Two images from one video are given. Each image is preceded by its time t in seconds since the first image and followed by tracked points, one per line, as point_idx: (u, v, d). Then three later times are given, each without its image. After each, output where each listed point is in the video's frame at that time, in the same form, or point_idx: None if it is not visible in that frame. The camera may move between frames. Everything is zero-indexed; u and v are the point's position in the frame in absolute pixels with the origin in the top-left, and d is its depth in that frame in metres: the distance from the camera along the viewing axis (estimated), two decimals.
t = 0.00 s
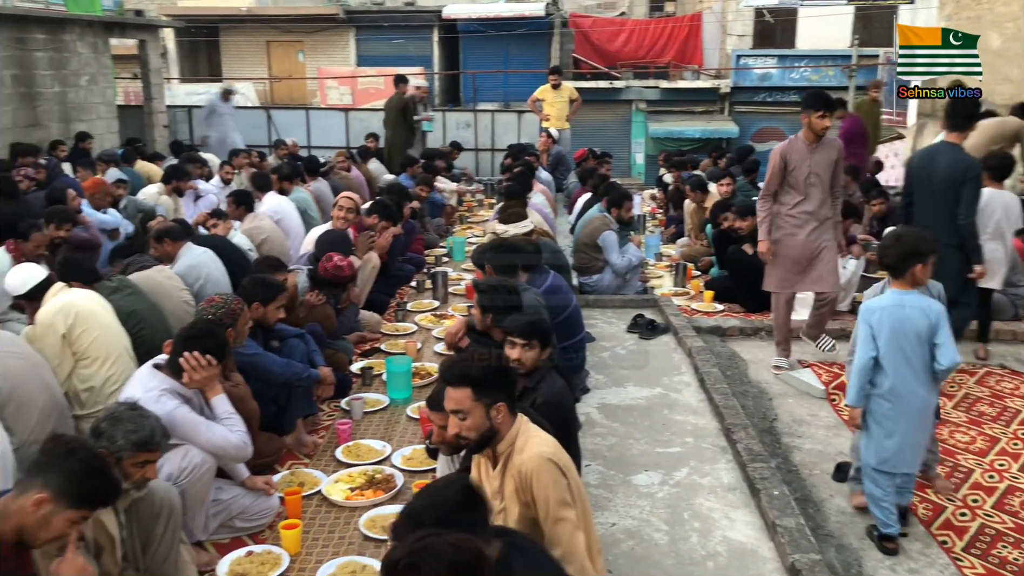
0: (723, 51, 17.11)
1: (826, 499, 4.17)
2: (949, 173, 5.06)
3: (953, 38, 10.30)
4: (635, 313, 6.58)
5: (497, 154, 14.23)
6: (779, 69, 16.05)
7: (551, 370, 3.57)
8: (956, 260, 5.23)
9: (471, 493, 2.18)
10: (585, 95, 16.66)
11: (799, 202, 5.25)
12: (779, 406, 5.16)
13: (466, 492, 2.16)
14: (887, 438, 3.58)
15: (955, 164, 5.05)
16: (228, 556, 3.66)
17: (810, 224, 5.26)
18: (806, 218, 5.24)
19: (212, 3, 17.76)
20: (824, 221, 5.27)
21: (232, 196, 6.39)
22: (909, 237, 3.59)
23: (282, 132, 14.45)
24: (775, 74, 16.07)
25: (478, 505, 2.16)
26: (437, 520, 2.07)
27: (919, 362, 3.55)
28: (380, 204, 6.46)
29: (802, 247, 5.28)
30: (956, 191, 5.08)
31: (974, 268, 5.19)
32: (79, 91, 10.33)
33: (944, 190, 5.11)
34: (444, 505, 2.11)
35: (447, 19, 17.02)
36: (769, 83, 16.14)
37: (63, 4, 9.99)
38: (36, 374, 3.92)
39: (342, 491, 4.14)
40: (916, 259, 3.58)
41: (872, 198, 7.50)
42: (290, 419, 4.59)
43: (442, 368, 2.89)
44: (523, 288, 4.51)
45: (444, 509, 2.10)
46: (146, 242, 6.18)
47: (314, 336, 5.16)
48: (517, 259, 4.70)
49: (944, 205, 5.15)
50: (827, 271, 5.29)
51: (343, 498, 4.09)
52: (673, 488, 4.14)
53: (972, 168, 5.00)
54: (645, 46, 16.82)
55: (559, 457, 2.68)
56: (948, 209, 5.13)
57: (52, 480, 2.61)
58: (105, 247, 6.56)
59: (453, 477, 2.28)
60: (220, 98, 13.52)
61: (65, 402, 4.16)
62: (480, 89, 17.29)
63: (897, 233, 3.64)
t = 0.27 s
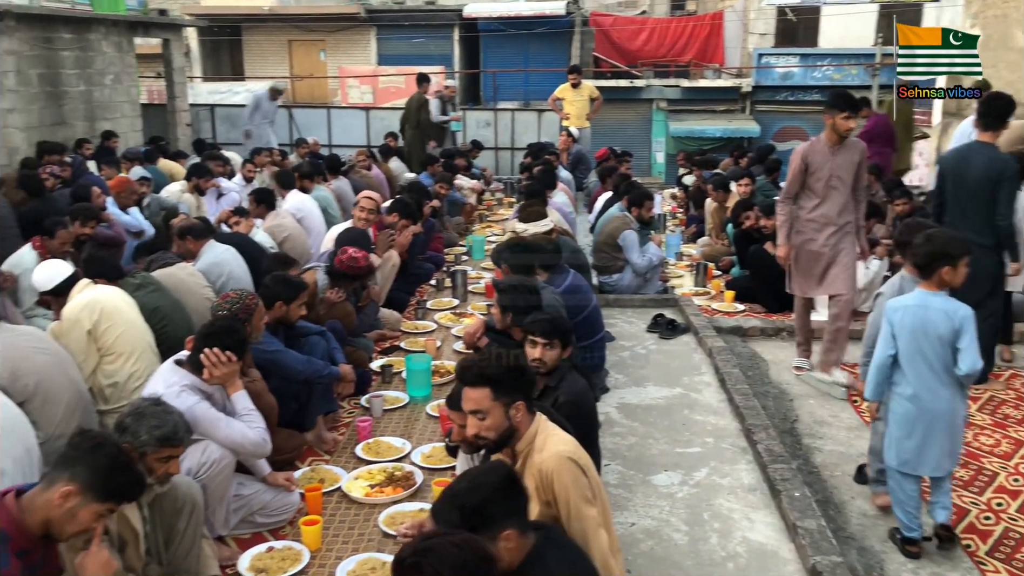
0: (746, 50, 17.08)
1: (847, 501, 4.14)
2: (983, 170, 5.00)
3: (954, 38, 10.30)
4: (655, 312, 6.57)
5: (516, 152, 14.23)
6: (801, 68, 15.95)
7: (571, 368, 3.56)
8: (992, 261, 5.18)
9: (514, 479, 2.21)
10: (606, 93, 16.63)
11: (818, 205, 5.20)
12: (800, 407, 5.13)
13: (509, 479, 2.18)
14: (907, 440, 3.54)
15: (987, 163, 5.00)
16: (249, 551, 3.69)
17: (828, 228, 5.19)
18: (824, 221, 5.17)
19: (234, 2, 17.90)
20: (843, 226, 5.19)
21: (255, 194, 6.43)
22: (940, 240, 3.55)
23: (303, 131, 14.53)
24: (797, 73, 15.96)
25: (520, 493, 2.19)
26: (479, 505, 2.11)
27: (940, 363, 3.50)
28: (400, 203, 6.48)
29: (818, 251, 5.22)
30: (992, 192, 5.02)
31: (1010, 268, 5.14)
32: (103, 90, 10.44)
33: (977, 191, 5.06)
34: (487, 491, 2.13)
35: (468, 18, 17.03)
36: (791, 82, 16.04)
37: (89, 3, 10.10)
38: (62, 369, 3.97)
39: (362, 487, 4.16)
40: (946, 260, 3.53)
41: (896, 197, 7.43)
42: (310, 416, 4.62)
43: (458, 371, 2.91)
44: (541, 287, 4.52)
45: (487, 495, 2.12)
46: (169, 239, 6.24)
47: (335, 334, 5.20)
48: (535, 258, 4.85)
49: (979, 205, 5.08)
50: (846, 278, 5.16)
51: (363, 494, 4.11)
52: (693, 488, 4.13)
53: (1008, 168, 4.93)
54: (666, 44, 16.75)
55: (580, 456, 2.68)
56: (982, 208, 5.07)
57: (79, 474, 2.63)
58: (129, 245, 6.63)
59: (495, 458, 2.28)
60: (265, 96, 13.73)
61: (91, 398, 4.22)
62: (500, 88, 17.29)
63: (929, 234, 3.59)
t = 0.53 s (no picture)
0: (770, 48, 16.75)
1: (873, 505, 4.10)
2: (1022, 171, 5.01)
3: (952, 37, 10.47)
4: (678, 312, 6.54)
5: (539, 151, 14.22)
6: (827, 67, 15.77)
7: (593, 367, 3.55)
8: None
9: (539, 472, 2.29)
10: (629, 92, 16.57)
11: (850, 210, 5.13)
12: (825, 409, 5.09)
13: (536, 471, 2.26)
14: (931, 443, 3.50)
15: None
16: (272, 546, 3.72)
17: (858, 234, 5.12)
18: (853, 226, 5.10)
19: (260, 2, 18.05)
20: (875, 233, 5.12)
21: (280, 192, 6.49)
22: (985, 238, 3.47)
23: (327, 130, 14.62)
24: (823, 72, 15.81)
25: (546, 487, 2.26)
26: (503, 495, 2.19)
27: (964, 367, 3.43)
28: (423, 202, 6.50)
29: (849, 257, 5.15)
30: None
31: None
32: (131, 89, 10.57)
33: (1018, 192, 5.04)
34: (512, 482, 2.22)
35: (492, 17, 17.03)
36: (817, 81, 15.88)
37: (118, 3, 10.22)
38: (89, 365, 4.02)
39: (384, 484, 4.19)
40: (979, 263, 3.46)
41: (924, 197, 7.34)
42: (334, 413, 4.66)
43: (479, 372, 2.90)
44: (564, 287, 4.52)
45: (512, 485, 2.21)
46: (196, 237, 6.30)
47: (358, 331, 5.23)
48: (555, 259, 4.86)
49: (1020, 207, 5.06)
50: (877, 285, 5.10)
51: (386, 491, 4.13)
52: (716, 489, 4.11)
53: None
54: (690, 43, 16.77)
55: (604, 456, 2.68)
56: None
57: (107, 468, 2.67)
58: (156, 242, 6.71)
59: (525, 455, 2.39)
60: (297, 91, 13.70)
61: (117, 393, 4.28)
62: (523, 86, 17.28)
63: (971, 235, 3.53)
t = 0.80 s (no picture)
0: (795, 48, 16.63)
1: (897, 509, 4.07)
2: None
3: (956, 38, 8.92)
4: (701, 313, 6.52)
5: (561, 151, 14.21)
6: (853, 67, 15.61)
7: (615, 368, 3.55)
8: None
9: (542, 474, 2.30)
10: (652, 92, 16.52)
11: (883, 211, 4.86)
12: (848, 412, 5.05)
13: (538, 472, 2.28)
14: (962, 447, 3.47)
15: None
16: (295, 543, 3.75)
17: (892, 235, 4.86)
18: (888, 227, 4.83)
19: (285, 2, 18.20)
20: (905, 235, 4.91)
21: (304, 191, 6.54)
22: None
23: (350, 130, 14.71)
24: (849, 72, 15.64)
25: (548, 487, 2.28)
26: (507, 497, 2.22)
27: (991, 372, 3.37)
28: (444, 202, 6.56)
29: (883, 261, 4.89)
30: None
31: None
32: (158, 88, 10.69)
33: None
34: (515, 483, 2.24)
35: (514, 17, 17.04)
36: (842, 81, 15.73)
37: (145, 4, 10.35)
38: (114, 361, 4.07)
39: (406, 482, 4.21)
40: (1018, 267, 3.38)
41: (951, 198, 7.26)
42: (357, 411, 4.69)
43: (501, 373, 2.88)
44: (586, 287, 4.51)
45: (515, 487, 2.23)
46: (220, 235, 6.36)
47: (381, 330, 5.26)
48: (575, 258, 4.79)
49: None
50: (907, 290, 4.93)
51: (408, 489, 4.15)
52: (738, 491, 4.09)
53: None
54: (714, 44, 16.56)
55: (626, 457, 2.67)
56: None
57: (134, 463, 2.70)
58: (181, 240, 6.78)
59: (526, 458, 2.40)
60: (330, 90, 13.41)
61: (143, 389, 4.33)
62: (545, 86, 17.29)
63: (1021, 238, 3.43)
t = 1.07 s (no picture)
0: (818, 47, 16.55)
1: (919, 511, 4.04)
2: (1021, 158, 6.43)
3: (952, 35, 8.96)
4: (721, 313, 6.50)
5: (581, 150, 14.19)
6: (876, 65, 15.57)
7: (637, 368, 3.55)
8: None
9: (537, 476, 2.46)
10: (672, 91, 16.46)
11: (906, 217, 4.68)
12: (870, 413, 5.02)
13: (532, 476, 2.42)
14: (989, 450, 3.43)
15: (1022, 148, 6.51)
16: (315, 539, 3.78)
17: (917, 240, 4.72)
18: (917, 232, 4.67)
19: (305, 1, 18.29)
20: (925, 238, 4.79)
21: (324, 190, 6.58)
22: None
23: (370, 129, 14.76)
24: (871, 70, 15.60)
25: (543, 489, 2.41)
26: (504, 500, 2.36)
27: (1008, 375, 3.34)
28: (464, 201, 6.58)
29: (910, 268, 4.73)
30: None
31: None
32: (180, 87, 10.78)
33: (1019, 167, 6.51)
34: (513, 486, 2.39)
35: (534, 16, 17.01)
36: (865, 79, 15.67)
37: (168, 4, 10.43)
38: (138, 357, 4.12)
39: (425, 480, 4.23)
40: None
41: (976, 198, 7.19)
42: (377, 408, 4.72)
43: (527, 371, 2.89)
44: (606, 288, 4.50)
45: (513, 490, 2.38)
46: (242, 233, 6.41)
47: (401, 328, 5.28)
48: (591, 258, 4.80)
49: None
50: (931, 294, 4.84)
51: (427, 486, 4.17)
52: (759, 492, 4.08)
53: None
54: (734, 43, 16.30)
55: (648, 457, 2.66)
56: None
57: (157, 458, 2.73)
58: (203, 238, 6.85)
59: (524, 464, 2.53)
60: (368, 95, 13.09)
61: (165, 385, 4.38)
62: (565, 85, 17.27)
63: None
